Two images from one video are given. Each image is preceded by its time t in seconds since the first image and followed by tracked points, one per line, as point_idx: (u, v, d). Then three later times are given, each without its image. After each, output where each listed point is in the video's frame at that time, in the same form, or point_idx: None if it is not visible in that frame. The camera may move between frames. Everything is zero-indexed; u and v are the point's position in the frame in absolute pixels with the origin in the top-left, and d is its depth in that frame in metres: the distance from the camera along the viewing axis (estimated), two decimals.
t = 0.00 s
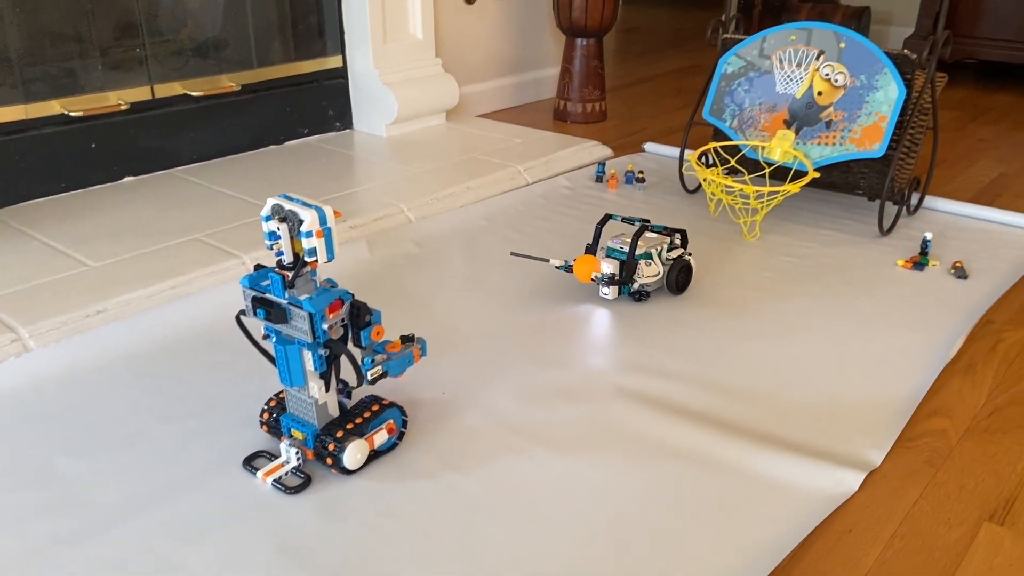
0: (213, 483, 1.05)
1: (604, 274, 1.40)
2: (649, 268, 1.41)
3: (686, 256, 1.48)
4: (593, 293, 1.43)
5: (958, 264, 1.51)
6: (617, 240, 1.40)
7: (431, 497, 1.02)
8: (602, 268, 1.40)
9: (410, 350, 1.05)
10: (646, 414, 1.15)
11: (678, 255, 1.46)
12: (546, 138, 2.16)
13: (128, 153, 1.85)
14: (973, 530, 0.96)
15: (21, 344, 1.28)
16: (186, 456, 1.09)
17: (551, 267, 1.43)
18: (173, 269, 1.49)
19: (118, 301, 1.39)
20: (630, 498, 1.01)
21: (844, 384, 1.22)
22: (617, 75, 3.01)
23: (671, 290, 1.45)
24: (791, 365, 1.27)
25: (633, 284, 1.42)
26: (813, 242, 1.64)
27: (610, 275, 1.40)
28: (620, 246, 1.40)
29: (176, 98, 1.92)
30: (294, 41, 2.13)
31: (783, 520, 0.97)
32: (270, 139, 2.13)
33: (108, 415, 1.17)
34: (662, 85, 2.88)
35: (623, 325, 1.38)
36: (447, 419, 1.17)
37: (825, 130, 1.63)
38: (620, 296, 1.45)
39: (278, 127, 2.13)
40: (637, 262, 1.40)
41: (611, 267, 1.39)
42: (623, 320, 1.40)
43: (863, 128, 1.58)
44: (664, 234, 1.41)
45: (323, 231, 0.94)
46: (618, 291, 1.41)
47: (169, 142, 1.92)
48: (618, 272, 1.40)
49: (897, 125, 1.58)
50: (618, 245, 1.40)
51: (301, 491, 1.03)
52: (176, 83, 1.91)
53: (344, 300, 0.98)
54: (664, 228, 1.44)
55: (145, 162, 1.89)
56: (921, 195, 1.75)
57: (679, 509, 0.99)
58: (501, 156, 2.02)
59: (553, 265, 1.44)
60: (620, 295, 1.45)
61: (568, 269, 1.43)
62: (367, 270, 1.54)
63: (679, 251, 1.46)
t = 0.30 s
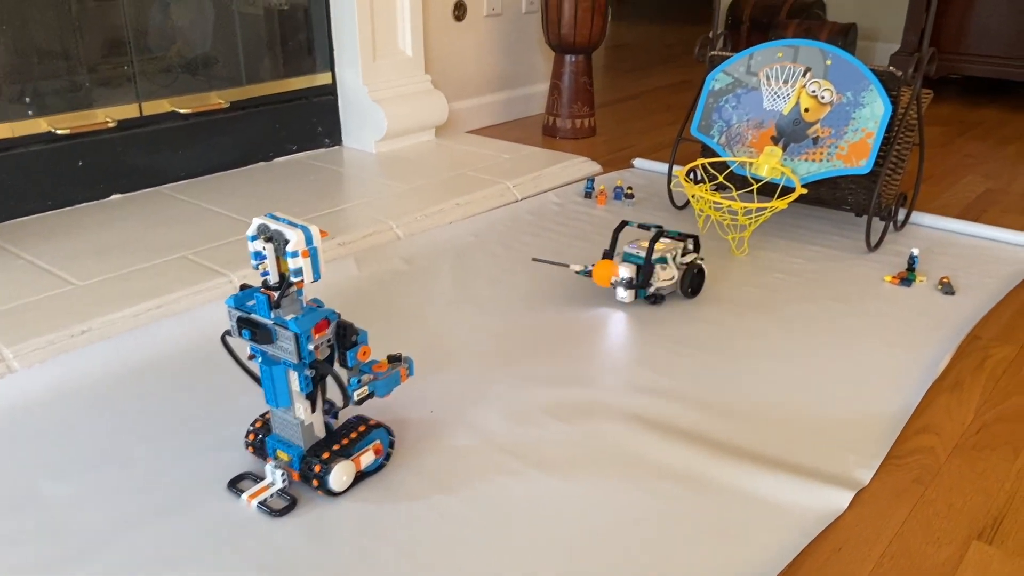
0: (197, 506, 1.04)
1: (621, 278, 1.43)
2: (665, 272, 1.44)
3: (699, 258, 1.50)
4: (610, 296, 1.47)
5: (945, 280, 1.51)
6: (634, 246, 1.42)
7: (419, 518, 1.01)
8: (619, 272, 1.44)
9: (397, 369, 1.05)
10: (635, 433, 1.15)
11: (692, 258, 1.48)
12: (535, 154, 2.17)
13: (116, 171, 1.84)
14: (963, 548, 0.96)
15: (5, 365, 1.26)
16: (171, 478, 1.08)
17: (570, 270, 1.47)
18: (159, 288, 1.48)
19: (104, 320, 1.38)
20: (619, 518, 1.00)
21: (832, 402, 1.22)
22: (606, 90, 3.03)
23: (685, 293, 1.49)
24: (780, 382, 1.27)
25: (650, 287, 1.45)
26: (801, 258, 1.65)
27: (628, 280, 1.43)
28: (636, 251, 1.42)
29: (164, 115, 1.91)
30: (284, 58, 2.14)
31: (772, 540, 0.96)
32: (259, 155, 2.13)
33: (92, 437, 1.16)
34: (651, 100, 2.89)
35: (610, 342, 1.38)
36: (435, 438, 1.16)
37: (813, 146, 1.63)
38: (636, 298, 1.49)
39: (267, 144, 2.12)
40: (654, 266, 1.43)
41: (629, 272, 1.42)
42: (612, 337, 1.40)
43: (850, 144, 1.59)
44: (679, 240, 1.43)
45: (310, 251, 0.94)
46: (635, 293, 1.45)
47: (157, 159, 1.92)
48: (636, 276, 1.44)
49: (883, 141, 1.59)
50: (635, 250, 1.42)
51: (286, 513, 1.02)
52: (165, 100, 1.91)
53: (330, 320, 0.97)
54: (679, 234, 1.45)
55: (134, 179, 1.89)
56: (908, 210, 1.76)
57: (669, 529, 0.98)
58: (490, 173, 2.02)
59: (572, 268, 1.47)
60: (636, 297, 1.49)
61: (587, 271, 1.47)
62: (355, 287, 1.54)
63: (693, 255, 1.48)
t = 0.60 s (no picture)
0: (186, 523, 1.02)
1: (639, 278, 1.48)
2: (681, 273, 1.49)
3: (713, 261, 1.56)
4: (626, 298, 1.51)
5: (936, 293, 1.52)
6: (650, 247, 1.48)
7: (410, 534, 1.01)
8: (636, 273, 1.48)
9: (387, 385, 1.04)
10: (626, 447, 1.15)
11: (707, 260, 1.54)
12: (526, 167, 2.17)
13: (106, 185, 1.84)
14: (956, 562, 0.95)
15: None
16: (159, 495, 1.07)
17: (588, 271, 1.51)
18: (149, 302, 1.48)
19: (92, 336, 1.37)
20: (611, 532, 1.00)
21: (825, 416, 1.22)
22: (597, 103, 3.04)
23: (700, 294, 1.54)
24: (771, 396, 1.27)
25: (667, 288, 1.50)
26: (793, 271, 1.65)
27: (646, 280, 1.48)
28: (653, 252, 1.49)
29: (155, 129, 1.91)
30: (275, 72, 2.14)
31: (765, 554, 0.96)
32: (250, 169, 2.12)
33: (78, 453, 1.15)
34: (643, 113, 2.90)
35: (602, 356, 1.38)
36: (427, 453, 1.15)
37: (803, 160, 1.64)
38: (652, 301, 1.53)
39: (257, 157, 2.12)
40: (670, 267, 1.48)
41: (646, 272, 1.47)
42: (604, 350, 1.39)
43: (839, 157, 1.60)
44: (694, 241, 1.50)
45: (299, 266, 0.93)
46: (651, 294, 1.49)
47: (147, 173, 1.91)
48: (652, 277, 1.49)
49: (872, 154, 1.59)
50: (651, 251, 1.49)
51: (276, 530, 1.01)
52: (155, 114, 1.91)
53: (320, 336, 0.96)
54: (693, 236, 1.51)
55: (124, 193, 1.88)
56: (898, 223, 1.77)
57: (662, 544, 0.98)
58: (482, 186, 2.02)
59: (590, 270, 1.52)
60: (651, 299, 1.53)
61: (606, 272, 1.52)
62: (346, 301, 1.53)
63: (707, 257, 1.54)
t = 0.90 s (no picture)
0: (173, 535, 1.01)
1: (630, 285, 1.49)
2: (673, 281, 1.49)
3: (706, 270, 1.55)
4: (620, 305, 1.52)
5: (928, 302, 1.52)
6: (643, 257, 1.47)
7: (400, 546, 1.00)
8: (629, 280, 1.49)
9: (378, 396, 1.04)
10: (618, 458, 1.14)
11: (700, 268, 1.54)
12: (520, 176, 2.17)
13: (96, 195, 1.83)
14: (949, 573, 0.95)
15: None
16: (146, 508, 1.06)
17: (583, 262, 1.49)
18: (139, 313, 1.47)
19: (82, 346, 1.36)
20: (603, 544, 0.99)
21: (818, 425, 1.22)
22: (591, 112, 3.04)
23: (693, 303, 1.54)
24: (764, 406, 1.26)
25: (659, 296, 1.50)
26: (786, 281, 1.65)
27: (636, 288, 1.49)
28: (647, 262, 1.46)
29: (146, 138, 1.90)
30: (267, 81, 2.14)
31: (756, 565, 0.95)
32: (242, 178, 2.12)
33: (66, 466, 1.14)
34: (637, 122, 2.91)
35: (594, 365, 1.37)
36: (417, 464, 1.15)
37: (795, 169, 1.64)
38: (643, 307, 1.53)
39: (249, 167, 2.11)
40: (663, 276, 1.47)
41: (636, 282, 1.48)
42: (597, 360, 1.39)
43: (831, 166, 1.60)
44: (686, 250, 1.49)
45: (289, 277, 0.93)
46: (643, 302, 1.50)
47: (138, 183, 1.91)
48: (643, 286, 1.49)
49: (864, 164, 1.59)
50: (644, 260, 1.47)
51: (266, 542, 1.00)
52: (147, 124, 1.90)
53: (310, 347, 0.96)
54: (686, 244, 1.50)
55: (115, 203, 1.87)
56: (890, 232, 1.78)
57: (653, 555, 0.97)
58: (475, 195, 2.02)
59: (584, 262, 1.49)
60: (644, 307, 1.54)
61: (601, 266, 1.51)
62: (338, 312, 1.53)
63: (701, 266, 1.54)
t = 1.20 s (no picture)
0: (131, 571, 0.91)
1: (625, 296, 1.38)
2: (671, 293, 1.36)
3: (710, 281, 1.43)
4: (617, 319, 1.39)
5: (957, 310, 1.42)
6: (639, 265, 1.37)
7: None
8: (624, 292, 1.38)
9: (364, 412, 0.92)
10: (626, 480, 1.04)
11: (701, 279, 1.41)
12: (517, 175, 2.06)
13: (60, 195, 1.71)
14: None
15: None
16: (102, 539, 0.95)
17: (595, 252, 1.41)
18: (106, 322, 1.35)
19: (43, 359, 1.24)
20: None
21: (845, 443, 1.11)
22: (593, 106, 2.93)
23: (695, 316, 1.42)
24: (786, 421, 1.16)
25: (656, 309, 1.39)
26: (800, 285, 1.55)
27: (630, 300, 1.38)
28: (642, 271, 1.37)
29: (115, 134, 1.79)
30: (245, 73, 2.01)
31: None
32: (217, 177, 2.00)
33: (16, 492, 1.03)
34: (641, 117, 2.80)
35: (600, 377, 1.27)
36: (406, 486, 1.04)
37: (813, 167, 1.54)
38: (641, 321, 1.41)
39: (225, 165, 2.00)
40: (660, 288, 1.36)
41: (632, 293, 1.36)
42: (604, 371, 1.28)
43: (851, 164, 1.50)
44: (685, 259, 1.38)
45: (269, 283, 0.82)
46: (640, 316, 1.39)
47: (106, 182, 1.79)
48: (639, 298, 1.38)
49: (887, 162, 1.50)
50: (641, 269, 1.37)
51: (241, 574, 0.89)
52: (114, 119, 1.79)
53: (291, 359, 0.85)
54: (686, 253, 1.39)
55: (80, 204, 1.76)
56: (917, 236, 1.67)
57: None
58: (470, 195, 1.91)
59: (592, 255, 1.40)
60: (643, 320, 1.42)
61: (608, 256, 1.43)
62: (323, 319, 1.42)
63: (702, 276, 1.41)
